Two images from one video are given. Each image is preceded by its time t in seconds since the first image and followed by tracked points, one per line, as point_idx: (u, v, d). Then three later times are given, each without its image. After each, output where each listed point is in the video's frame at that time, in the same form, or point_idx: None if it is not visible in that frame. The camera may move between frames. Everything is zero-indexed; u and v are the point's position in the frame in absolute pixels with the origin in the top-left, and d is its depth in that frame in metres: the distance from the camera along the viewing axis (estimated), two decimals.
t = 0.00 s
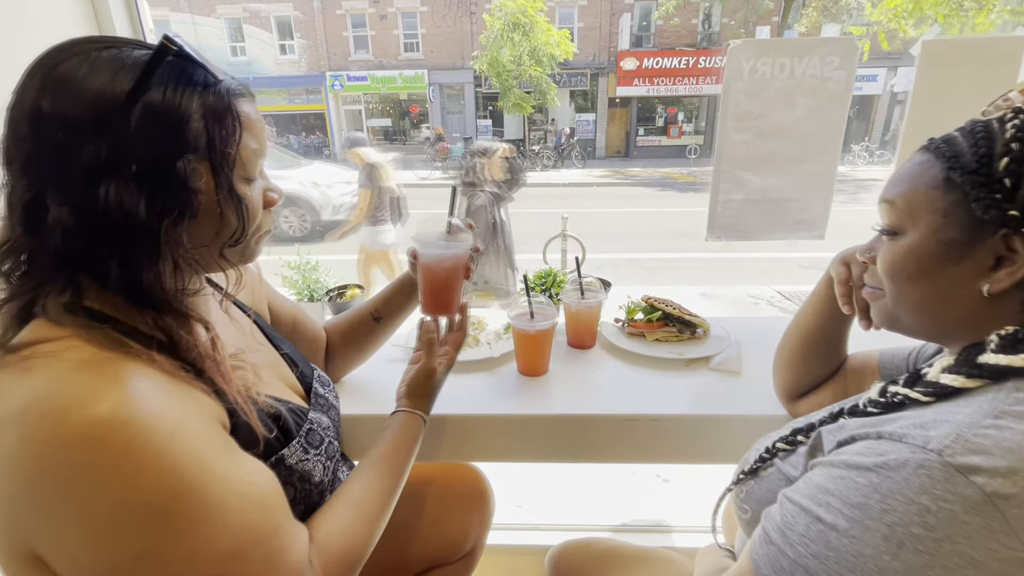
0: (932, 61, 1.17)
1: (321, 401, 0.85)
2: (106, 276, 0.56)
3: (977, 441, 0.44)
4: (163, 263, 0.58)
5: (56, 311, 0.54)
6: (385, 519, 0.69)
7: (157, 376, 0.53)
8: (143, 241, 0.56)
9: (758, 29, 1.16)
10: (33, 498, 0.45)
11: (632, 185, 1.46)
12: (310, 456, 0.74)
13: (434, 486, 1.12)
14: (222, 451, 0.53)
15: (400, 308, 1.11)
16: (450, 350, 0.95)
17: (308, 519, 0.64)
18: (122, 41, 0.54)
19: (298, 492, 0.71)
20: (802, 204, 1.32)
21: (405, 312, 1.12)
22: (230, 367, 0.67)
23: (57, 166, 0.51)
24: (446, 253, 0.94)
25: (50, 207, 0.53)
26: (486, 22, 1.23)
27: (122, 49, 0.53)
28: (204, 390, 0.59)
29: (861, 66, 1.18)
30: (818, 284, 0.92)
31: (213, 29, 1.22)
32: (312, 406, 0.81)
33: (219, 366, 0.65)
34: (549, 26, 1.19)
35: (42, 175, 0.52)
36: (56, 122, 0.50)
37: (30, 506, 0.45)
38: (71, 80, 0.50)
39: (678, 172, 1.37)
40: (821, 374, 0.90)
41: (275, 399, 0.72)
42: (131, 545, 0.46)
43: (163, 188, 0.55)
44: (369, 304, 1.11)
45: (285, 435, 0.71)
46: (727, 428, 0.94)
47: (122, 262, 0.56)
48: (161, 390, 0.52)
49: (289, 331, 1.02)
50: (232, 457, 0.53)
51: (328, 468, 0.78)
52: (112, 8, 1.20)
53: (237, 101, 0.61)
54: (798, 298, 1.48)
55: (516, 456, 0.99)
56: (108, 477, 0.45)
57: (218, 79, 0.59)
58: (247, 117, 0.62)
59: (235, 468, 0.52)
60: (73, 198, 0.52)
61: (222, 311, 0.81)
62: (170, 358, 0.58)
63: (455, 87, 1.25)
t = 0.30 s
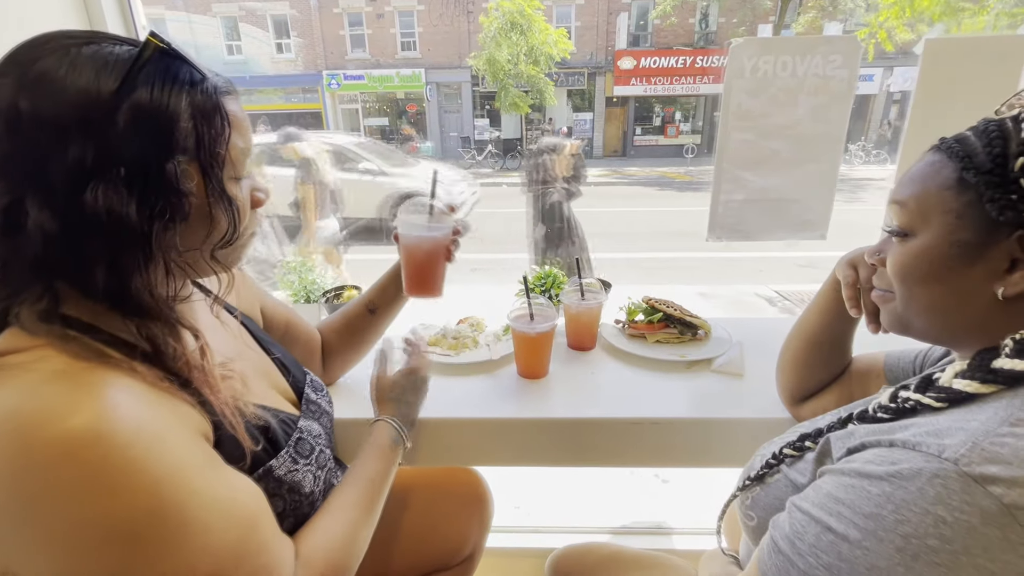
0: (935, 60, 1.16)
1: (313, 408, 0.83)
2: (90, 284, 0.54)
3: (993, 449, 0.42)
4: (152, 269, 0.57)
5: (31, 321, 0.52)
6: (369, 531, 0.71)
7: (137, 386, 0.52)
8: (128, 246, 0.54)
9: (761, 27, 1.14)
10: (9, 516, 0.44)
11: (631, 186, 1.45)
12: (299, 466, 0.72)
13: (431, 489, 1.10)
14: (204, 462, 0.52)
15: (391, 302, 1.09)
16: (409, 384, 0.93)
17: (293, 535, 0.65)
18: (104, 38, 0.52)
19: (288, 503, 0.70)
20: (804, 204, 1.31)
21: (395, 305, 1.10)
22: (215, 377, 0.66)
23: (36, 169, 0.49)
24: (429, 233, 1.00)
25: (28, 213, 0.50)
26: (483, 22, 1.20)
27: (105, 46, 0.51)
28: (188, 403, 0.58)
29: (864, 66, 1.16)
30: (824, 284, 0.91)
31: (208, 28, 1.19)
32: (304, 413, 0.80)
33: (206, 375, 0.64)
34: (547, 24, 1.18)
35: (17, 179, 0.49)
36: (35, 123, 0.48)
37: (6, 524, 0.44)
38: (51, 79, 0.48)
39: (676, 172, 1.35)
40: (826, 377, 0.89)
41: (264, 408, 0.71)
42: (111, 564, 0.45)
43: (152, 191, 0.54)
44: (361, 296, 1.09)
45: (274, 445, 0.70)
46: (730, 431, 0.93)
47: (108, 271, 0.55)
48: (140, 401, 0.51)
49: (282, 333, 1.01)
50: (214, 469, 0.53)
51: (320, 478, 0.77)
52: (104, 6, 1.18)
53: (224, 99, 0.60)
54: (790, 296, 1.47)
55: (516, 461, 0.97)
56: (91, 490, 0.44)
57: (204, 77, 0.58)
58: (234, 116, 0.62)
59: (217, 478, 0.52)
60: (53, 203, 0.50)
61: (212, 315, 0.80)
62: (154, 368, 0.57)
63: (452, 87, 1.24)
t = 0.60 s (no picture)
0: (934, 59, 1.16)
1: (303, 414, 0.82)
2: (81, 290, 0.52)
3: (1001, 457, 0.41)
4: (149, 269, 0.56)
5: (8, 327, 0.50)
6: (359, 542, 0.72)
7: (120, 395, 0.51)
8: (120, 248, 0.53)
9: (760, 26, 1.14)
10: None
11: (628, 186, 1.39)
12: (288, 475, 0.71)
13: (428, 492, 1.08)
14: (188, 471, 0.52)
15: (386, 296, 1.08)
16: (393, 404, 0.92)
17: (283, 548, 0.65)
18: (90, 33, 0.51)
19: (277, 513, 0.68)
20: (802, 204, 1.30)
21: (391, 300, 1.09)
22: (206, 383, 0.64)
23: (22, 170, 0.47)
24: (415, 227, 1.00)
25: (15, 215, 0.48)
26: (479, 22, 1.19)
27: (93, 42, 0.50)
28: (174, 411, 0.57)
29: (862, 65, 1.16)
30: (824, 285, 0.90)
31: (202, 26, 1.18)
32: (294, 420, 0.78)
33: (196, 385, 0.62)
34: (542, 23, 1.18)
35: None
36: (23, 121, 0.46)
37: None
38: (38, 77, 0.47)
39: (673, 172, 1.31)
40: (826, 379, 0.88)
41: (253, 416, 0.70)
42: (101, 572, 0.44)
43: (146, 190, 0.53)
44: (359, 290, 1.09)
45: (262, 454, 0.69)
46: (730, 434, 0.92)
47: (100, 276, 0.53)
48: (122, 408, 0.50)
49: (275, 336, 0.99)
50: (199, 475, 0.53)
51: (312, 487, 0.75)
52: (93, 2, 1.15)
53: (215, 98, 0.60)
54: (786, 294, 1.44)
55: (514, 464, 0.96)
56: (74, 499, 0.44)
57: (195, 74, 0.58)
58: (225, 116, 0.62)
59: (205, 483, 0.52)
60: (43, 205, 0.48)
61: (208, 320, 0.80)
62: (138, 376, 0.56)
63: (448, 86, 1.23)
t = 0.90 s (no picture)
0: (929, 59, 1.16)
1: (296, 420, 0.81)
2: (82, 294, 0.51)
3: (1006, 464, 0.40)
4: (153, 270, 0.55)
5: None
6: (352, 552, 0.70)
7: (109, 404, 0.49)
8: (124, 251, 0.52)
9: (756, 25, 1.13)
10: None
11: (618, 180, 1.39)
12: (282, 483, 0.69)
13: (426, 495, 1.06)
14: (179, 480, 0.50)
15: (380, 296, 1.06)
16: (386, 409, 0.90)
17: (275, 561, 0.63)
18: (78, 30, 0.49)
19: (271, 523, 0.66)
20: (799, 205, 1.30)
21: (386, 299, 1.07)
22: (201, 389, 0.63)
23: (17, 174, 0.45)
24: (399, 224, 0.98)
25: (10, 219, 0.46)
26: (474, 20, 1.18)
27: (83, 38, 0.48)
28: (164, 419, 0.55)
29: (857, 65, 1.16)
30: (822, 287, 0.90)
31: (193, 25, 1.16)
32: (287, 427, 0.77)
33: (188, 393, 0.61)
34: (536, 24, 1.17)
35: None
36: (20, 120, 0.44)
37: None
38: (29, 77, 0.45)
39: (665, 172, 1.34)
40: (824, 381, 0.88)
41: (245, 424, 0.68)
42: None
43: (147, 190, 0.52)
44: (355, 291, 1.08)
45: (254, 464, 0.67)
46: (729, 437, 0.92)
47: (101, 279, 0.51)
48: (111, 416, 0.48)
49: (267, 340, 0.98)
50: (189, 484, 0.51)
51: (305, 497, 0.73)
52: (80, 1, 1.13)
53: (208, 94, 0.59)
54: (780, 293, 1.45)
55: (510, 468, 0.95)
56: (62, 513, 0.42)
57: (187, 70, 0.57)
58: (219, 112, 0.61)
59: (197, 494, 0.51)
60: (43, 209, 0.46)
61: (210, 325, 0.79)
62: (128, 385, 0.53)
63: (443, 86, 1.20)
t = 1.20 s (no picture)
0: (923, 61, 1.16)
1: (293, 426, 0.79)
2: (84, 300, 0.50)
3: (1015, 468, 0.40)
4: (157, 273, 0.54)
5: None
6: (350, 560, 0.69)
7: (104, 413, 0.48)
8: (128, 255, 0.51)
9: (752, 26, 1.14)
10: None
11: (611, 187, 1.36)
12: (279, 491, 0.68)
13: (423, 500, 1.04)
14: (176, 489, 0.49)
15: (376, 297, 1.05)
16: (382, 414, 0.89)
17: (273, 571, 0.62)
18: (69, 30, 0.47)
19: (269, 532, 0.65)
20: (796, 205, 1.30)
21: (383, 300, 1.05)
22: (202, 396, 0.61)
23: (16, 179, 0.44)
24: (395, 224, 0.97)
25: (9, 226, 0.44)
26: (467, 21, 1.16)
27: (75, 38, 0.47)
28: (161, 429, 0.53)
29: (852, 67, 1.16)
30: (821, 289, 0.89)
31: (182, 24, 1.15)
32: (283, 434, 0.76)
33: (187, 400, 0.59)
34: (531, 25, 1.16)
35: None
36: (16, 124, 0.43)
37: None
38: (23, 79, 0.43)
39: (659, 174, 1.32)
40: (824, 383, 0.87)
41: (241, 431, 0.67)
42: None
43: (148, 191, 0.51)
44: (351, 293, 1.06)
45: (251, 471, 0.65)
46: (728, 439, 0.91)
47: (106, 284, 0.50)
48: (106, 425, 0.47)
49: (261, 343, 0.96)
50: (187, 493, 0.50)
51: (302, 505, 0.72)
52: None
53: (202, 93, 0.58)
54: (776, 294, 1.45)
55: (509, 473, 0.94)
56: (61, 524, 0.41)
57: (180, 69, 0.55)
58: (214, 111, 0.60)
59: (193, 505, 0.49)
60: (45, 214, 0.45)
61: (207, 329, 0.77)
62: (124, 394, 0.52)
63: (435, 86, 1.19)
